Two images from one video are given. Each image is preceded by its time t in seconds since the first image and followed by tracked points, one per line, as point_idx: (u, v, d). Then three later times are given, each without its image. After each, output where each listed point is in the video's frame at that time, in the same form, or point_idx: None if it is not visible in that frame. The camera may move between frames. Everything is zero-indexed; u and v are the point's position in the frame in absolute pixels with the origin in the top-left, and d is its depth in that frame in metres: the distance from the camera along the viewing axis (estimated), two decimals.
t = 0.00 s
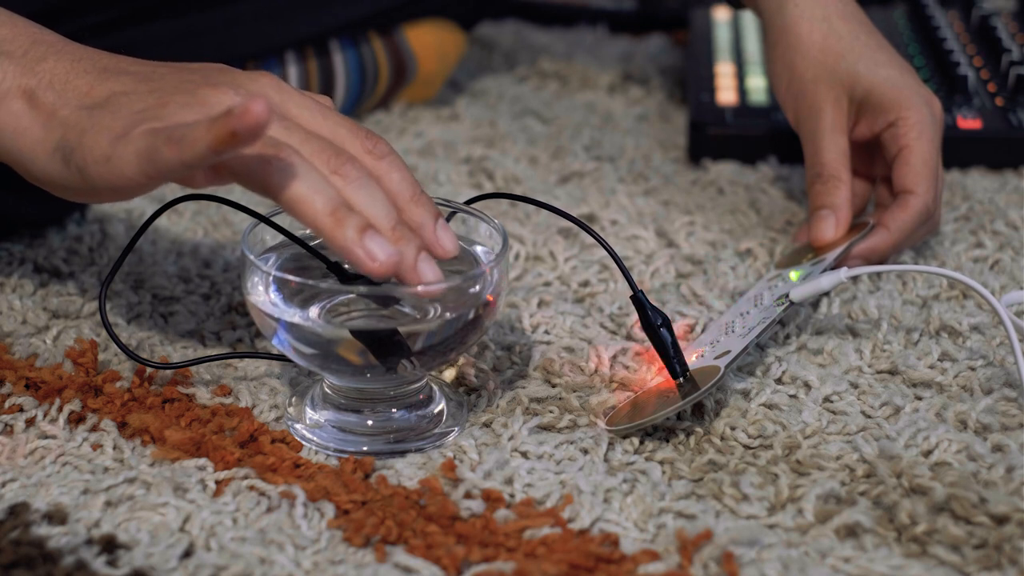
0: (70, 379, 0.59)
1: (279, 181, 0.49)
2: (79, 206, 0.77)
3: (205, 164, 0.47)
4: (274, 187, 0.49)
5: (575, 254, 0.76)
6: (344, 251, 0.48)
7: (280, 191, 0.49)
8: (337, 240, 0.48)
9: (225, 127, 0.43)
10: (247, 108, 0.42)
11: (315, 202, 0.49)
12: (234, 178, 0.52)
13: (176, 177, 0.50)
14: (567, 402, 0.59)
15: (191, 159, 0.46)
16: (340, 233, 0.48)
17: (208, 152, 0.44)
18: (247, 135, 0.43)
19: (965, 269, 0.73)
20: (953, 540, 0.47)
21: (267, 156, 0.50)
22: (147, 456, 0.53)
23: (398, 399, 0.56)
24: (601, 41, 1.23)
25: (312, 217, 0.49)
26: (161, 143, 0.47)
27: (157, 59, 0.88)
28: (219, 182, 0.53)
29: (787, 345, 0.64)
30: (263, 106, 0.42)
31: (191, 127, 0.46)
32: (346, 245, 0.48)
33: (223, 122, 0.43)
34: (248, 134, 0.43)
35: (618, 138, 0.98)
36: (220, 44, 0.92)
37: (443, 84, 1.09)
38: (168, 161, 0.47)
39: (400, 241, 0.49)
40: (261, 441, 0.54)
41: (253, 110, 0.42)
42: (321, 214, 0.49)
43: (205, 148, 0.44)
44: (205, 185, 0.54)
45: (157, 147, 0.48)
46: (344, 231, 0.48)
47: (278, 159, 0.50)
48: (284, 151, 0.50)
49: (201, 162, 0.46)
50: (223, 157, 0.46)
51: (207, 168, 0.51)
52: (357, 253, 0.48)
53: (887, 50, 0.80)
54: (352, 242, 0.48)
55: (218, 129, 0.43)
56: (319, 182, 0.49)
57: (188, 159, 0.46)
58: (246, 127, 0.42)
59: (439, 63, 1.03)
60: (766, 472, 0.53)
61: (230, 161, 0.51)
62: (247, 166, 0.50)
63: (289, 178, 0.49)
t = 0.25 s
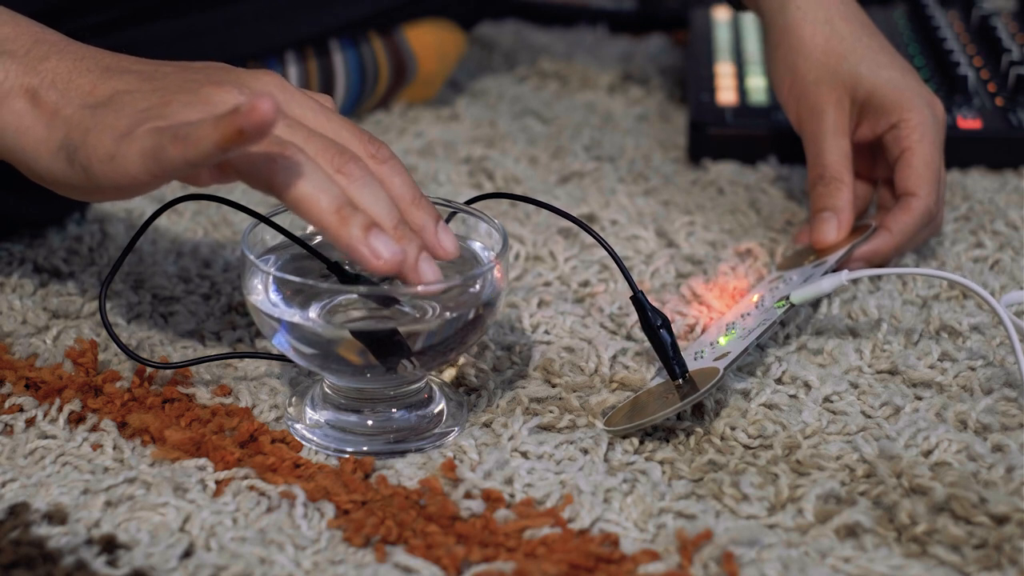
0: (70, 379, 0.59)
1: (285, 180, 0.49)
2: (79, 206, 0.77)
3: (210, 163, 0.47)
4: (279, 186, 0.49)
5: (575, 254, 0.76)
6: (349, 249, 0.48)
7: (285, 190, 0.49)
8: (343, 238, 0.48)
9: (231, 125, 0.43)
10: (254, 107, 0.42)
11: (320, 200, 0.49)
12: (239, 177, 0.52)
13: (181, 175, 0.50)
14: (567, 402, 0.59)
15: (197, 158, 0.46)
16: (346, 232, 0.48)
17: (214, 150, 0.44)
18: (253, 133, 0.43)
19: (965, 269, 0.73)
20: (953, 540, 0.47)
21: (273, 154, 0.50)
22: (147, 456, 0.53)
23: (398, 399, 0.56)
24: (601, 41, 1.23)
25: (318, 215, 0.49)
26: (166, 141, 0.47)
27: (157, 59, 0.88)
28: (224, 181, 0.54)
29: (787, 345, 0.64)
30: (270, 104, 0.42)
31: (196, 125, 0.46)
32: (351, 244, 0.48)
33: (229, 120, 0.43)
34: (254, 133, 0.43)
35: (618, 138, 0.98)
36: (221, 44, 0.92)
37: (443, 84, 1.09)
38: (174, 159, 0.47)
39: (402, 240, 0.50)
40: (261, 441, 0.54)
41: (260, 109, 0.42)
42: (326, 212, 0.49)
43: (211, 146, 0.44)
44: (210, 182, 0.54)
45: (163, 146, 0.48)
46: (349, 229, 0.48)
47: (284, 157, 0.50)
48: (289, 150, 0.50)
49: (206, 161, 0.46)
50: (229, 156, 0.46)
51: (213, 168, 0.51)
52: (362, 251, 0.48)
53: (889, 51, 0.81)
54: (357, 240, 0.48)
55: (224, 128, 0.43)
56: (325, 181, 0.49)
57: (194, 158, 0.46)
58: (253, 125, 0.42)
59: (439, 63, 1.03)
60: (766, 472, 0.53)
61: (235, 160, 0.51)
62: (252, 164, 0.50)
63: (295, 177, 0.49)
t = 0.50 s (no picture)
0: (70, 379, 0.59)
1: (285, 180, 0.49)
2: (79, 206, 0.77)
3: (211, 164, 0.47)
4: (279, 187, 0.49)
5: (575, 254, 0.76)
6: (350, 248, 0.48)
7: (287, 190, 0.49)
8: (343, 237, 0.48)
9: (231, 127, 0.43)
10: (255, 108, 0.42)
11: (321, 200, 0.49)
12: (238, 178, 0.52)
13: (181, 176, 0.50)
14: (567, 402, 0.59)
15: (198, 159, 0.46)
16: (346, 231, 0.48)
17: (215, 152, 0.44)
18: (254, 135, 0.43)
19: (965, 269, 0.73)
20: (953, 540, 0.47)
21: (273, 154, 0.50)
22: (147, 456, 0.53)
23: (398, 399, 0.56)
24: (601, 41, 1.23)
25: (319, 215, 0.49)
26: (167, 142, 0.47)
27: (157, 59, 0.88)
28: (224, 182, 0.54)
29: (787, 345, 0.64)
30: (271, 106, 0.42)
31: (197, 126, 0.46)
32: (352, 243, 0.48)
33: (230, 122, 0.43)
34: (254, 134, 0.43)
35: (618, 137, 0.98)
36: (221, 44, 0.92)
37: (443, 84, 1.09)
38: (175, 160, 0.47)
39: (403, 237, 0.50)
40: (261, 441, 0.54)
41: (261, 110, 0.42)
42: (326, 212, 0.49)
43: (212, 148, 0.44)
44: (210, 183, 0.54)
45: (163, 147, 0.48)
46: (350, 228, 0.48)
47: (284, 157, 0.50)
48: (289, 150, 0.51)
49: (206, 162, 0.46)
50: (229, 157, 0.46)
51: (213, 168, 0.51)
52: (363, 251, 0.48)
53: (892, 54, 0.80)
54: (358, 239, 0.48)
55: (224, 129, 0.43)
56: (325, 181, 0.50)
57: (195, 159, 0.46)
58: (253, 126, 0.42)
59: (439, 63, 1.03)
60: (766, 472, 0.53)
61: (236, 161, 0.51)
62: (253, 166, 0.50)
63: (295, 177, 0.49)
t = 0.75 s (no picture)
0: (70, 379, 0.59)
1: (277, 178, 0.49)
2: (79, 206, 0.77)
3: (203, 163, 0.47)
4: (273, 185, 0.49)
5: (575, 254, 0.76)
6: (343, 247, 0.48)
7: (280, 188, 0.49)
8: (336, 236, 0.48)
9: (221, 125, 0.43)
10: (245, 106, 0.42)
11: (314, 198, 0.49)
12: (231, 177, 0.52)
13: (173, 175, 0.50)
14: (567, 402, 0.59)
15: (189, 158, 0.46)
16: (339, 230, 0.48)
17: (206, 151, 0.44)
18: (243, 133, 0.43)
19: (965, 269, 0.73)
20: (953, 540, 0.47)
21: (266, 153, 0.50)
22: (147, 456, 0.53)
23: (398, 398, 0.56)
24: (601, 41, 1.23)
25: (312, 213, 0.49)
26: (158, 142, 0.47)
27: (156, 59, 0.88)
28: (218, 181, 0.54)
29: (787, 345, 0.64)
30: (261, 104, 0.42)
31: (188, 125, 0.46)
32: (345, 241, 0.48)
33: (220, 120, 0.43)
34: (244, 133, 0.43)
35: (618, 138, 0.98)
36: (221, 44, 0.92)
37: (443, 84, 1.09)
38: (165, 160, 0.47)
39: (400, 232, 0.50)
40: (261, 441, 0.54)
41: (251, 108, 0.42)
42: (319, 210, 0.49)
43: (203, 147, 0.44)
44: (204, 182, 0.54)
45: (155, 146, 0.48)
46: (343, 227, 0.48)
47: (276, 156, 0.50)
48: (281, 149, 0.51)
49: (197, 161, 0.46)
50: (220, 156, 0.46)
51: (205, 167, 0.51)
52: (356, 250, 0.48)
53: (891, 53, 0.81)
54: (351, 238, 0.48)
55: (215, 128, 0.43)
56: (318, 179, 0.50)
57: (185, 157, 0.46)
58: (243, 124, 0.42)
59: (439, 63, 1.03)
60: (766, 472, 0.53)
61: (229, 159, 0.51)
62: (246, 165, 0.50)
63: (287, 175, 0.49)
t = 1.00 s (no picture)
0: (70, 379, 0.59)
1: (279, 180, 0.49)
2: (79, 206, 0.77)
3: (204, 163, 0.47)
4: (274, 187, 0.49)
5: (575, 254, 0.76)
6: (344, 250, 0.48)
7: (280, 190, 0.49)
8: (338, 238, 0.48)
9: (225, 124, 0.43)
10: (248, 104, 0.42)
11: (315, 200, 0.49)
12: (233, 177, 0.52)
13: (175, 175, 0.50)
14: (567, 402, 0.59)
15: (191, 158, 0.46)
16: (341, 232, 0.48)
17: (208, 150, 0.44)
18: (247, 132, 0.43)
19: (965, 269, 0.73)
20: (953, 540, 0.47)
21: (268, 154, 0.50)
22: (147, 456, 0.53)
23: (398, 399, 0.56)
24: (601, 41, 1.23)
25: (312, 215, 0.49)
26: (160, 140, 0.47)
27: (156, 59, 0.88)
28: (220, 182, 0.54)
29: (787, 345, 0.64)
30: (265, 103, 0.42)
31: (191, 125, 0.46)
32: (346, 245, 0.48)
33: (223, 119, 0.43)
34: (248, 131, 0.43)
35: (618, 138, 0.98)
36: (221, 44, 0.92)
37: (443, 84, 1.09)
38: (168, 159, 0.46)
39: (399, 241, 0.50)
40: (261, 441, 0.54)
41: (255, 107, 0.42)
42: (321, 213, 0.49)
43: (204, 146, 0.44)
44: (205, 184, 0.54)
45: (156, 146, 0.48)
46: (344, 229, 0.48)
47: (279, 157, 0.50)
48: (283, 150, 0.50)
49: (199, 161, 0.46)
50: (222, 155, 0.46)
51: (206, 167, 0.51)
52: (358, 253, 0.48)
53: (892, 51, 0.80)
54: (353, 241, 0.48)
55: (218, 127, 0.43)
56: (319, 182, 0.49)
57: (187, 158, 0.46)
58: (247, 123, 0.43)
59: (439, 63, 1.03)
60: (766, 472, 0.53)
61: (230, 160, 0.50)
62: (248, 165, 0.50)
63: (289, 178, 0.49)
